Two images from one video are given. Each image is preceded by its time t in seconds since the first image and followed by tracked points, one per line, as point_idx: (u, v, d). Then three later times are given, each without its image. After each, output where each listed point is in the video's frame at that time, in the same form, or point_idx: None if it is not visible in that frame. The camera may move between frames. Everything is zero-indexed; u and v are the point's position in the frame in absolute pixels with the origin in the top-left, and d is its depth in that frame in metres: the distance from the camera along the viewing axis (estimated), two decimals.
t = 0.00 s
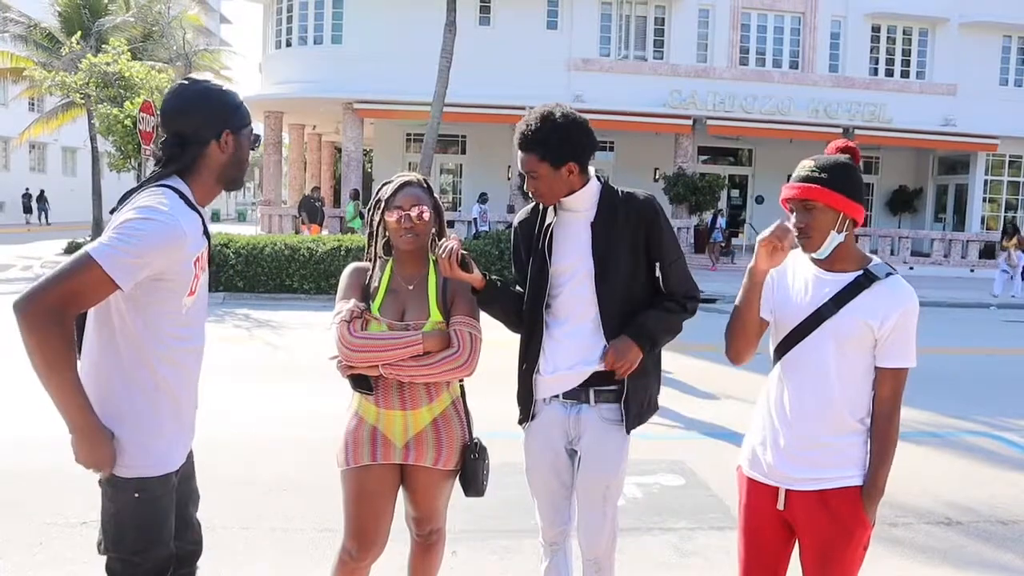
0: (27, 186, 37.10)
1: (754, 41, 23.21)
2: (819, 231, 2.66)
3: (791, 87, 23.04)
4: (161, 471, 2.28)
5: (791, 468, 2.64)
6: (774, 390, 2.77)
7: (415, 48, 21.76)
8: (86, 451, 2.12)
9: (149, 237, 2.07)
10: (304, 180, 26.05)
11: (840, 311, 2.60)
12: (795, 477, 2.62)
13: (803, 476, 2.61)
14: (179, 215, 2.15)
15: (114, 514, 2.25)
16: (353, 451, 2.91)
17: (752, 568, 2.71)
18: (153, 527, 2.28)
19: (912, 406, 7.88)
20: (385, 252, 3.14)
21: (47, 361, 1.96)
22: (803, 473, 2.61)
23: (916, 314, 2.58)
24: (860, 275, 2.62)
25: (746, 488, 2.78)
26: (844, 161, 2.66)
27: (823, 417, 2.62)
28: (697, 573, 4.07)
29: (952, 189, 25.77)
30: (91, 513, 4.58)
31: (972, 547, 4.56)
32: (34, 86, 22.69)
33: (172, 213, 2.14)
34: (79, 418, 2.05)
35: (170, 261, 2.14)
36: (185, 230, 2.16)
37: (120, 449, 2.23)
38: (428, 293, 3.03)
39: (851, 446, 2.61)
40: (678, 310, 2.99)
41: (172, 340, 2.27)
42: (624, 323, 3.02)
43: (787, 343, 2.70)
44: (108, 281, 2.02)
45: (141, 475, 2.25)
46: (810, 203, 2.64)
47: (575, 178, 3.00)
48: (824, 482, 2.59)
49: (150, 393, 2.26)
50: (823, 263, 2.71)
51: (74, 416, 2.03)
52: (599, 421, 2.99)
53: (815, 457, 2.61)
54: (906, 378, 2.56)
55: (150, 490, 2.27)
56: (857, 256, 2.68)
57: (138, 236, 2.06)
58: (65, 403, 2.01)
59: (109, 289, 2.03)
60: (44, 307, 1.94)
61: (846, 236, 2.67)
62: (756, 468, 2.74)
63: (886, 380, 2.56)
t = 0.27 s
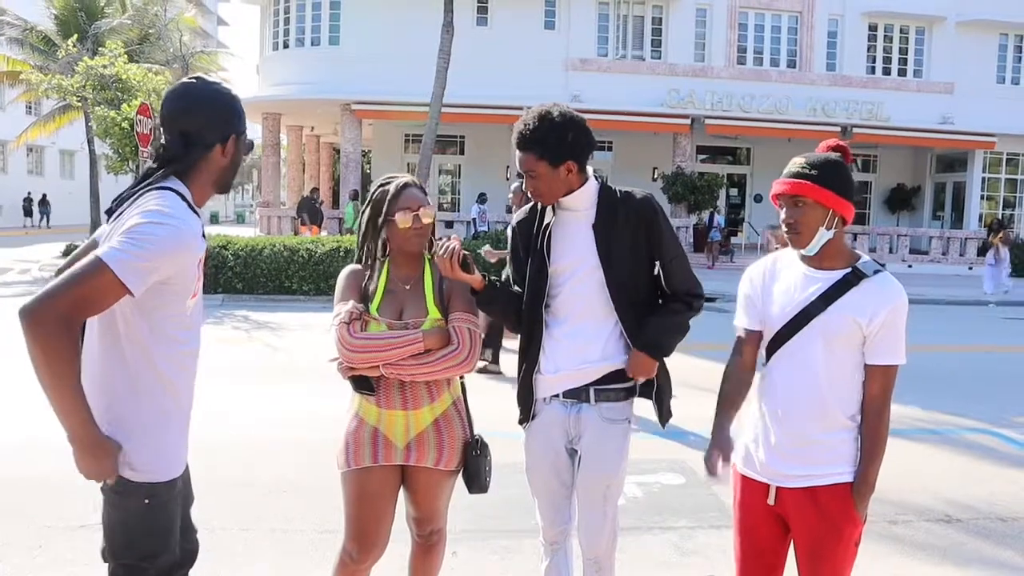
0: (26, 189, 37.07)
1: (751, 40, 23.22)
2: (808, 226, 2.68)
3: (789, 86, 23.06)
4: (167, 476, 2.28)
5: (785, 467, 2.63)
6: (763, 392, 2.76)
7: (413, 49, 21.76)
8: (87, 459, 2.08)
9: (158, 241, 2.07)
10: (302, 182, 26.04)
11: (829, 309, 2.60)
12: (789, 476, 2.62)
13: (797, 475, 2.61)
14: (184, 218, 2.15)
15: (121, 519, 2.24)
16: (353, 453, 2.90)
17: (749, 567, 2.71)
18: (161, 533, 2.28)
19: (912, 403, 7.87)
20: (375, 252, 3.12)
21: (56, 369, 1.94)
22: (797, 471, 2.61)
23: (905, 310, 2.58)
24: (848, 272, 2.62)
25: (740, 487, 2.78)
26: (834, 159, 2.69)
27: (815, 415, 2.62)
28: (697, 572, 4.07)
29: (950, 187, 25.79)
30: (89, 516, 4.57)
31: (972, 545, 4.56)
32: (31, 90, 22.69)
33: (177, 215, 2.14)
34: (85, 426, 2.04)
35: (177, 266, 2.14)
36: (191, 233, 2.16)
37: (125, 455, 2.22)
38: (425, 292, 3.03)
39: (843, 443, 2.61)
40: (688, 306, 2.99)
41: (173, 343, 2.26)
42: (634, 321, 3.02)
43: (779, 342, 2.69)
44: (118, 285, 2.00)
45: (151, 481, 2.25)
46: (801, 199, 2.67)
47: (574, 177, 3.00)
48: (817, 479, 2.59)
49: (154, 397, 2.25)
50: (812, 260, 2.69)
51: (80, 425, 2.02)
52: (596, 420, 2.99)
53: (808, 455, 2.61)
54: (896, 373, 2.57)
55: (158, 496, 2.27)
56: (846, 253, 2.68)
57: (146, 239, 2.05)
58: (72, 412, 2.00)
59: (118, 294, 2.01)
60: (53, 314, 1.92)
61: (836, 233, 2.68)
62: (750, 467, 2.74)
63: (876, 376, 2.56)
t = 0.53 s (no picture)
0: (25, 186, 37.04)
1: (751, 35, 23.19)
2: (798, 219, 2.68)
3: (788, 81, 23.05)
4: (169, 474, 2.29)
5: (786, 461, 2.64)
6: (762, 388, 2.76)
7: (412, 45, 21.73)
8: (93, 456, 2.07)
9: (163, 231, 2.08)
10: (302, 177, 26.03)
11: (826, 303, 2.60)
12: (789, 470, 2.63)
13: (798, 468, 2.62)
14: (185, 208, 2.16)
15: (125, 519, 2.24)
16: (359, 450, 2.89)
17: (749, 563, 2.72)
18: (165, 530, 2.28)
19: (911, 398, 7.89)
20: (372, 250, 3.10)
21: (66, 365, 1.94)
22: (797, 466, 2.62)
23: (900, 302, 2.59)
24: (844, 265, 2.62)
25: (738, 484, 2.79)
26: (827, 153, 2.71)
27: (813, 409, 2.63)
28: (698, 566, 4.08)
29: (950, 182, 25.78)
30: (90, 512, 4.57)
31: (972, 539, 4.57)
32: (29, 86, 22.65)
33: (178, 205, 2.15)
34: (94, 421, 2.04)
35: (182, 257, 2.15)
36: (195, 224, 2.17)
37: (130, 451, 2.22)
38: (427, 286, 3.04)
39: (843, 436, 2.62)
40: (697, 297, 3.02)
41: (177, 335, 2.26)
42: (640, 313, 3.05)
43: (777, 336, 2.69)
44: (126, 277, 2.01)
45: (154, 478, 2.26)
46: (792, 190, 2.67)
47: (578, 169, 3.00)
48: (818, 472, 2.60)
49: (160, 391, 2.26)
50: (803, 254, 2.70)
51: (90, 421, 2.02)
52: (597, 414, 3.00)
53: (809, 450, 2.62)
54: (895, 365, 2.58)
55: (163, 493, 2.28)
56: (838, 247, 2.68)
57: (152, 230, 2.06)
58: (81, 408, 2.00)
59: (126, 286, 2.02)
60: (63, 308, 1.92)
61: (827, 226, 2.68)
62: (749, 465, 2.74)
63: (875, 369, 2.58)
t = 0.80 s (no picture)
0: (44, 179, 37.34)
1: (767, 24, 22.97)
2: (807, 210, 2.68)
3: (805, 70, 22.88)
4: (186, 462, 2.31)
5: (793, 451, 2.64)
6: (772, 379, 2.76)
7: (426, 35, 21.70)
8: (103, 443, 2.09)
9: (170, 220, 2.09)
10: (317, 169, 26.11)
11: (832, 294, 2.60)
12: (795, 459, 2.64)
13: (807, 459, 2.62)
14: (195, 196, 2.16)
15: (143, 507, 2.27)
16: (375, 440, 2.89)
17: (758, 553, 2.74)
18: (182, 519, 2.30)
19: (928, 389, 7.85)
20: (384, 240, 3.07)
21: (75, 352, 1.96)
22: (804, 456, 2.62)
23: (910, 293, 2.56)
24: (852, 256, 2.61)
25: (749, 473, 2.80)
26: (838, 142, 2.69)
27: (820, 400, 2.63)
28: (713, 557, 4.08)
29: (969, 171, 25.51)
30: (110, 502, 4.63)
31: (989, 531, 4.55)
32: (47, 79, 22.83)
33: (188, 194, 2.15)
34: (106, 408, 2.06)
35: (192, 245, 2.15)
36: (203, 212, 2.17)
37: (146, 439, 2.25)
38: (441, 276, 3.04)
39: (851, 427, 2.61)
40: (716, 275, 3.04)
41: (191, 325, 2.28)
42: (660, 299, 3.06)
43: (787, 323, 2.69)
44: (132, 266, 2.02)
45: (172, 466, 2.28)
46: (800, 181, 2.66)
47: (595, 158, 3.01)
48: (825, 463, 2.60)
49: (174, 380, 2.28)
50: (814, 244, 2.70)
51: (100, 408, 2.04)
52: (609, 404, 3.00)
53: (816, 440, 2.62)
54: (903, 357, 2.56)
55: (178, 481, 2.30)
56: (849, 236, 2.67)
57: (159, 220, 2.07)
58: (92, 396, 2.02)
59: (133, 275, 2.03)
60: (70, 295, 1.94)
61: (837, 217, 2.67)
62: (759, 453, 2.75)
63: (882, 360, 2.56)
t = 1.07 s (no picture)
0: (53, 175, 37.52)
1: (774, 14, 22.72)
2: (809, 199, 2.67)
3: (812, 60, 22.76)
4: (189, 455, 2.31)
5: (798, 440, 2.64)
6: (777, 367, 2.75)
7: (431, 28, 21.65)
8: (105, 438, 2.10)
9: (171, 215, 2.09)
10: (323, 163, 26.12)
11: (835, 282, 2.58)
12: (800, 448, 2.63)
13: (811, 448, 2.61)
14: (197, 190, 2.16)
15: (147, 500, 2.28)
16: (380, 433, 2.90)
17: (763, 542, 2.74)
18: (186, 511, 2.31)
19: (937, 379, 7.81)
20: (390, 232, 3.08)
21: (78, 347, 1.98)
22: (808, 445, 2.62)
23: (912, 280, 2.55)
24: (854, 244, 2.60)
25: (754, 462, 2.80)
26: (839, 131, 2.67)
27: (824, 389, 2.62)
28: (720, 547, 4.08)
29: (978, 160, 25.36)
30: (120, 496, 4.65)
31: (998, 521, 4.53)
32: (54, 76, 22.88)
33: (189, 187, 2.15)
34: (108, 404, 2.08)
35: (194, 239, 2.16)
36: (205, 206, 2.17)
37: (149, 432, 2.25)
38: (446, 267, 3.04)
39: (855, 416, 2.60)
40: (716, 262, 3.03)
41: (195, 318, 2.28)
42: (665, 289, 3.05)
43: (791, 311, 2.68)
44: (134, 263, 2.03)
45: (176, 457, 2.29)
46: (802, 170, 2.65)
47: (592, 152, 2.99)
48: (829, 452, 2.59)
49: (179, 374, 2.29)
50: (818, 232, 2.68)
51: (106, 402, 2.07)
52: (615, 394, 3.00)
53: (821, 428, 2.61)
54: (907, 344, 2.54)
55: (182, 473, 2.30)
56: (851, 224, 2.66)
57: (159, 216, 2.07)
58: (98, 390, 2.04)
59: (133, 273, 2.04)
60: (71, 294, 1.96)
61: (839, 204, 2.66)
62: (764, 441, 2.75)
63: (885, 347, 2.54)
